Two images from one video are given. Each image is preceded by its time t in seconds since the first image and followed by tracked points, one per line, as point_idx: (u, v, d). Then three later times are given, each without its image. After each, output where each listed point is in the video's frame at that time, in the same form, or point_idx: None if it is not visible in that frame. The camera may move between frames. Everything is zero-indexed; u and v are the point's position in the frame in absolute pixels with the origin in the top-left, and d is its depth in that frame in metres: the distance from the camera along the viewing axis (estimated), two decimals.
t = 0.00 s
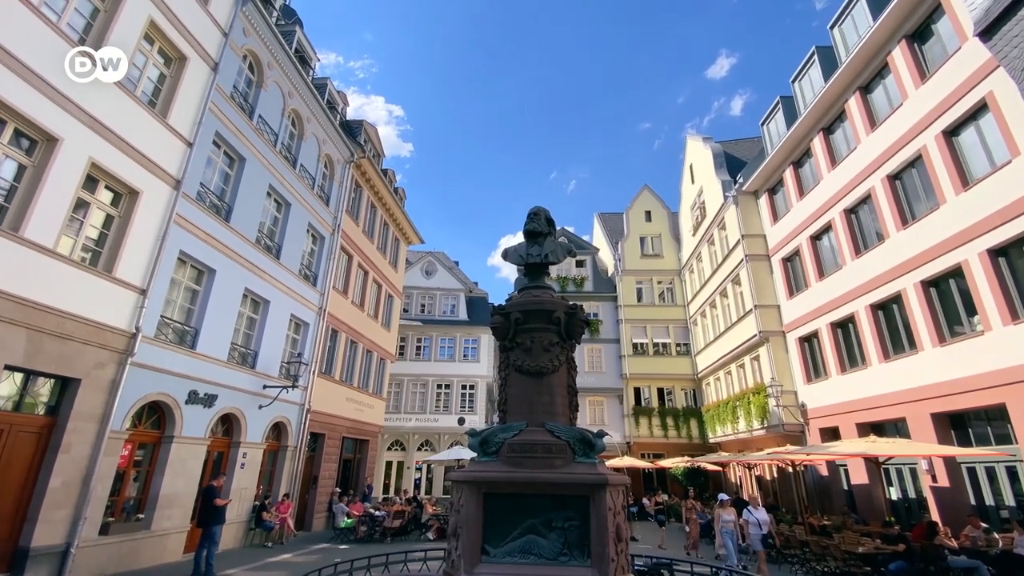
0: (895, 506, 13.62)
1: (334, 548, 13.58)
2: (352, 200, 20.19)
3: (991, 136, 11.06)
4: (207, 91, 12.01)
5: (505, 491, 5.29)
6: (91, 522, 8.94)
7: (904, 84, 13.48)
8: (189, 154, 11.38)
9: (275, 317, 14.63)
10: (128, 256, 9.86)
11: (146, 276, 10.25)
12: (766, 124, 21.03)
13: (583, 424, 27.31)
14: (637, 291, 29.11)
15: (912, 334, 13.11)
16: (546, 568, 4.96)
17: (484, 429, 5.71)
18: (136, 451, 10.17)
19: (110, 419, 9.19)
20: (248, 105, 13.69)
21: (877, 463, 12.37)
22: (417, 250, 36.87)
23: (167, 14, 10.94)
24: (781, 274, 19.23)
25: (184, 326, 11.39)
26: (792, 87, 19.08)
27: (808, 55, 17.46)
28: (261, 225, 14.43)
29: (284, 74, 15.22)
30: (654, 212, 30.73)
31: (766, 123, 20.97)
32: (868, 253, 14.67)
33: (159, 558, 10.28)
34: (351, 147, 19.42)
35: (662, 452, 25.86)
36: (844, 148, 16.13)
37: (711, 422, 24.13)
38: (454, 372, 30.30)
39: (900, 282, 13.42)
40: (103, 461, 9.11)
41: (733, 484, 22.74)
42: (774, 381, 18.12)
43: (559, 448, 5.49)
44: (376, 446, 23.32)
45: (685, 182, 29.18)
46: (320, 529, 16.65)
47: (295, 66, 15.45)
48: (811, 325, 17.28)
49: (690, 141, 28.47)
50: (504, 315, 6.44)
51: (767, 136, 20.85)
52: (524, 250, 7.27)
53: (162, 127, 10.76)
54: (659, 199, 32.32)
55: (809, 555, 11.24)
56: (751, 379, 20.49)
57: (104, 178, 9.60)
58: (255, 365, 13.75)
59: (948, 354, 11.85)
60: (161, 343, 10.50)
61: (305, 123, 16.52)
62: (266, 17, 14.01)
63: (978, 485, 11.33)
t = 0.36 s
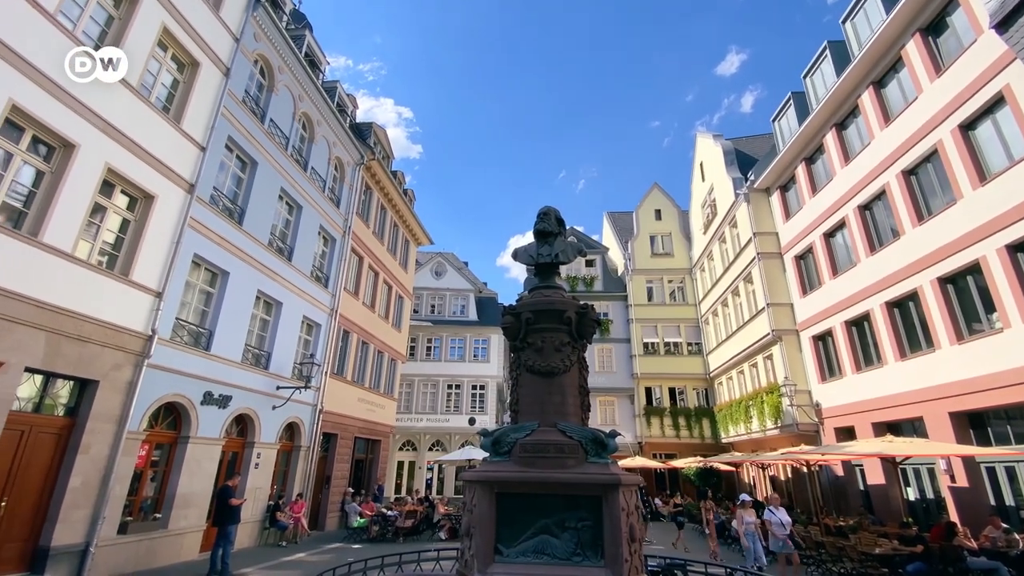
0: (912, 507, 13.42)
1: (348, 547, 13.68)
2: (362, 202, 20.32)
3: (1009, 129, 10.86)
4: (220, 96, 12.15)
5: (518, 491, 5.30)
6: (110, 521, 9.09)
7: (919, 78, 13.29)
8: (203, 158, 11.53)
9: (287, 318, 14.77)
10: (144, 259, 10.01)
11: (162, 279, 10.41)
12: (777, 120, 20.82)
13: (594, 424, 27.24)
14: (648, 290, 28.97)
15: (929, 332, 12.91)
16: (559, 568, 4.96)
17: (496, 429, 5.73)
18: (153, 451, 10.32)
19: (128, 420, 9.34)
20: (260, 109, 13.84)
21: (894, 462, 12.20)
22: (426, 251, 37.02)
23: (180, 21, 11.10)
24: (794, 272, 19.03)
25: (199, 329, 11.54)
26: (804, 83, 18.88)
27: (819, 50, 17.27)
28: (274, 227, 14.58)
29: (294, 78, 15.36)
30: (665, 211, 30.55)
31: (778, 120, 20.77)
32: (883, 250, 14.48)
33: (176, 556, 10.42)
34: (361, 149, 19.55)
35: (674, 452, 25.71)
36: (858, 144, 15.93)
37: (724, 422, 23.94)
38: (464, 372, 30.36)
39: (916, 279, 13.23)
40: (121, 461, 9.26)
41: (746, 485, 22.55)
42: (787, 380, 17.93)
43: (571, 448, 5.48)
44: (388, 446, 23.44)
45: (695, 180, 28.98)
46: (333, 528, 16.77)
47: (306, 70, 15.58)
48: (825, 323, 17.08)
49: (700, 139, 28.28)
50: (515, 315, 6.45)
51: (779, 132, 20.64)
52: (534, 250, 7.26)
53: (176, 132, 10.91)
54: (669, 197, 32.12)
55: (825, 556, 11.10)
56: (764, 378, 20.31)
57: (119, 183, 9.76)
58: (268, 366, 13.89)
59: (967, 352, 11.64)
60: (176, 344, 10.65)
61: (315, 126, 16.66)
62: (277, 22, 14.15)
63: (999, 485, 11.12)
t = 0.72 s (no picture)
0: (933, 507, 13.17)
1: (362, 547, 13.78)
2: (374, 204, 20.46)
3: None
4: (233, 101, 12.31)
5: (532, 490, 5.30)
6: (130, 521, 9.25)
7: (936, 70, 13.05)
8: (217, 163, 11.68)
9: (301, 320, 14.93)
10: (161, 263, 10.18)
11: (179, 282, 10.57)
12: (790, 115, 20.57)
13: (606, 424, 27.15)
14: (660, 289, 28.80)
15: (949, 329, 12.67)
16: (574, 569, 4.95)
17: (509, 429, 5.74)
18: (171, 452, 10.49)
19: (147, 421, 9.51)
20: (272, 114, 13.99)
21: (913, 462, 12.00)
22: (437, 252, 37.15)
23: (193, 27, 11.26)
24: (809, 270, 18.79)
25: (215, 331, 11.71)
26: (818, 77, 18.63)
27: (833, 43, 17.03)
28: (287, 230, 14.74)
29: (306, 82, 15.51)
30: (676, 209, 30.33)
31: (791, 115, 20.52)
32: (900, 246, 14.24)
33: (195, 555, 10.58)
34: (372, 152, 19.68)
35: (687, 452, 25.52)
36: (873, 138, 15.69)
37: (739, 421, 23.72)
38: (476, 372, 30.42)
39: (934, 275, 12.99)
40: (140, 461, 9.42)
41: (761, 485, 22.31)
42: (803, 379, 17.71)
43: (585, 448, 5.47)
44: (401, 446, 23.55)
45: (707, 178, 28.74)
46: (347, 528, 16.90)
47: (317, 74, 15.72)
48: (841, 321, 16.84)
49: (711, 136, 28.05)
50: (527, 315, 6.45)
51: (792, 128, 20.39)
52: (546, 250, 7.25)
53: (191, 138, 11.08)
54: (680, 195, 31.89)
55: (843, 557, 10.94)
56: (779, 377, 20.08)
57: (136, 188, 9.93)
58: (283, 368, 14.05)
59: (988, 350, 11.40)
60: (193, 346, 10.81)
61: (327, 130, 16.80)
62: (288, 28, 14.31)
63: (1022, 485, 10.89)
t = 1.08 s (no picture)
0: (955, 508, 12.92)
1: (377, 546, 13.88)
2: (385, 206, 20.59)
3: None
4: (246, 106, 12.47)
5: (546, 490, 5.30)
6: (150, 520, 9.42)
7: (953, 62, 12.80)
8: (231, 167, 11.84)
9: (315, 321, 15.07)
10: (178, 266, 10.34)
11: (196, 285, 10.73)
12: (804, 111, 20.31)
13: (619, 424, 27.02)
14: (672, 287, 28.60)
15: (970, 326, 12.42)
16: (589, 569, 4.94)
17: (523, 429, 5.75)
18: (189, 452, 10.65)
19: (166, 422, 9.67)
20: (285, 118, 14.14)
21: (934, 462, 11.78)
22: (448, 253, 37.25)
23: (207, 34, 11.42)
24: (825, 267, 18.54)
25: (231, 332, 11.87)
26: (831, 71, 18.38)
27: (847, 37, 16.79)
28: (300, 233, 14.90)
29: (318, 86, 15.66)
30: (688, 207, 30.10)
31: (805, 110, 20.25)
32: (919, 242, 13.99)
33: (213, 553, 10.74)
34: (383, 154, 19.80)
35: (702, 452, 25.30)
36: (890, 133, 15.43)
37: (754, 421, 23.48)
38: (488, 372, 30.47)
39: (955, 272, 12.74)
40: (160, 462, 9.59)
41: (778, 485, 22.06)
42: (819, 378, 17.48)
43: (599, 448, 5.45)
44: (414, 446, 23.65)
45: (719, 175, 28.49)
46: (362, 528, 17.03)
47: (328, 77, 15.85)
48: (858, 319, 16.59)
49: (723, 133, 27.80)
50: (539, 315, 6.44)
51: (806, 123, 20.13)
52: (557, 250, 7.23)
53: (206, 143, 11.25)
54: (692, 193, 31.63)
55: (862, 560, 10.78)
56: (795, 376, 19.83)
57: (154, 193, 10.10)
58: (297, 369, 14.19)
59: (1010, 347, 11.15)
60: (210, 348, 10.96)
61: (338, 133, 16.95)
62: (300, 33, 14.46)
63: None
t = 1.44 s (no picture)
0: (977, 508, 12.67)
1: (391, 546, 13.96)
2: (396, 208, 20.70)
3: None
4: (260, 111, 12.61)
5: (560, 490, 5.29)
6: (169, 519, 9.58)
7: (971, 54, 12.55)
8: (245, 172, 11.99)
9: (328, 323, 15.20)
10: (195, 270, 10.50)
11: (212, 288, 10.88)
12: (818, 105, 20.03)
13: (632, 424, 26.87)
14: (685, 286, 28.37)
15: (991, 323, 12.17)
16: (604, 569, 4.93)
17: (536, 429, 5.74)
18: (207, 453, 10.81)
19: (184, 423, 9.82)
20: (297, 122, 14.29)
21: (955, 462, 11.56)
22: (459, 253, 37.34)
23: (221, 40, 11.59)
24: (841, 264, 18.27)
25: (246, 334, 12.02)
26: (846, 65, 18.12)
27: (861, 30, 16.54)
28: (314, 235, 15.03)
29: (329, 90, 15.79)
30: (700, 204, 29.83)
31: (819, 105, 19.98)
32: (938, 237, 13.73)
33: (231, 552, 10.89)
34: (394, 156, 19.90)
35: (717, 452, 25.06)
36: (907, 127, 15.17)
37: (770, 420, 23.21)
38: (499, 372, 30.49)
39: (975, 267, 12.49)
40: (178, 462, 9.75)
41: (795, 486, 21.78)
42: (836, 377, 17.24)
43: (613, 448, 5.43)
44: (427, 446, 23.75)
45: (732, 172, 28.21)
46: (376, 527, 17.15)
47: (339, 81, 15.97)
48: (876, 317, 16.33)
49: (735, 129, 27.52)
50: (552, 315, 6.42)
51: (820, 118, 19.86)
52: (569, 249, 7.20)
53: (221, 148, 11.41)
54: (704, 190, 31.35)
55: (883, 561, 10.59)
56: (811, 375, 19.57)
57: (170, 198, 10.27)
58: (312, 370, 14.33)
59: None
60: (226, 350, 11.11)
61: (350, 136, 17.07)
62: (311, 37, 14.59)
63: None
